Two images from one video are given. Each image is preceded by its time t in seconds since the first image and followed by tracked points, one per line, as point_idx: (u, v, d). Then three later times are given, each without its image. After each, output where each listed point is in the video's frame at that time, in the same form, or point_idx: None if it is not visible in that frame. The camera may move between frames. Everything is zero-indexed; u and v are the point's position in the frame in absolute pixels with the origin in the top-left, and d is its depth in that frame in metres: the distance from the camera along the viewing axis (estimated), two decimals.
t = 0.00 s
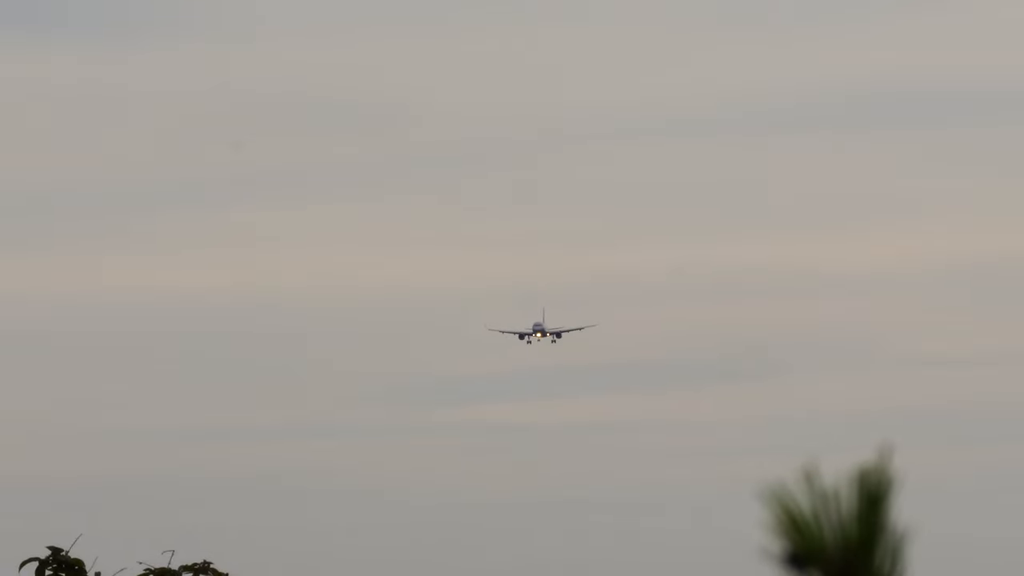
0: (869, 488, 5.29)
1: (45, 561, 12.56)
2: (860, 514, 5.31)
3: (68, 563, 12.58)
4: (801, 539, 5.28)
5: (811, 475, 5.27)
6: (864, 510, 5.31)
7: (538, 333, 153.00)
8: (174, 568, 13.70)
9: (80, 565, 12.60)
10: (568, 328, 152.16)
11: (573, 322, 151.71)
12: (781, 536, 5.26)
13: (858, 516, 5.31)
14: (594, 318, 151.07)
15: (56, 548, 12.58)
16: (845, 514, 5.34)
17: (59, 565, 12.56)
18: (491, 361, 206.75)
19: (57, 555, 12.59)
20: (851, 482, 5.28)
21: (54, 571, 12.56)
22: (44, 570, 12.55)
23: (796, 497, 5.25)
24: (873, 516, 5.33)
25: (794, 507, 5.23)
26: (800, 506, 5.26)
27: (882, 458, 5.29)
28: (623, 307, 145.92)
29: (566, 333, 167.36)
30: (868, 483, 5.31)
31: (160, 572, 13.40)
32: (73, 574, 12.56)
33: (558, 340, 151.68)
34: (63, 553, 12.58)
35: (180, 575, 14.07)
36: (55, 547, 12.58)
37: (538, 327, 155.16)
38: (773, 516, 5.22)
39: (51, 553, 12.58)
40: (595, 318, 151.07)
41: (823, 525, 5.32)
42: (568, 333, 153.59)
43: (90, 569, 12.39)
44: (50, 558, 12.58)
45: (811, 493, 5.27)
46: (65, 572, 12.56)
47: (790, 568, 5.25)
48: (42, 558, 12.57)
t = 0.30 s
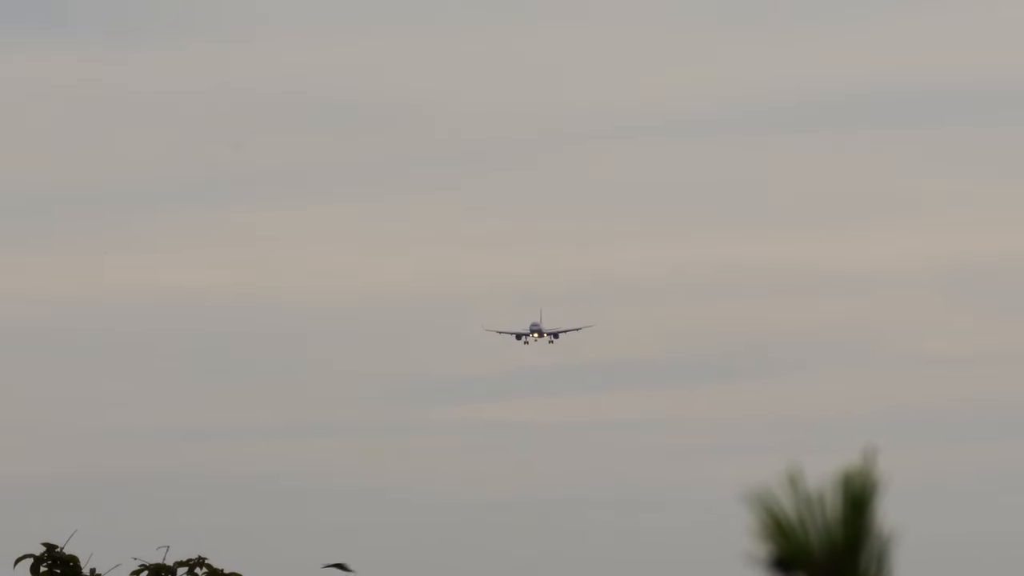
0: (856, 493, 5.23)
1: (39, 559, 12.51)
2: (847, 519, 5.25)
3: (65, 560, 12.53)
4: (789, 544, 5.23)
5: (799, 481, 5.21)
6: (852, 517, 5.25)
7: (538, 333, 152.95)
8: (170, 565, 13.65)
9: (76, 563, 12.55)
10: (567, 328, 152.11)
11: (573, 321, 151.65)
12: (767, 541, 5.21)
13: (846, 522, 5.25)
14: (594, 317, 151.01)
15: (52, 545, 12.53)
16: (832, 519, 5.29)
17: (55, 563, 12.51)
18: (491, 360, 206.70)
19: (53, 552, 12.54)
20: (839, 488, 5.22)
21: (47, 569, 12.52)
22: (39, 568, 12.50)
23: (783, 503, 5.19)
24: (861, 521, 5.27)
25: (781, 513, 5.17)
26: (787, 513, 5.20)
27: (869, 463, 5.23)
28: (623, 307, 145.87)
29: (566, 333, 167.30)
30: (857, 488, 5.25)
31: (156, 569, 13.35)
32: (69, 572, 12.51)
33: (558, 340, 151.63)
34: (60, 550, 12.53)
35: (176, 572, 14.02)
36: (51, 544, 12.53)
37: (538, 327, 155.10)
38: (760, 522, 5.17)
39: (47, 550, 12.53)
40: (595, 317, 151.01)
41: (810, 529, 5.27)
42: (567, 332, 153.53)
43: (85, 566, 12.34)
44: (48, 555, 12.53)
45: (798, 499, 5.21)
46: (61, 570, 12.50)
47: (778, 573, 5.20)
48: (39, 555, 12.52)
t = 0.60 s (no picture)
0: (873, 483, 5.20)
1: (38, 559, 12.48)
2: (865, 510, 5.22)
3: (64, 560, 12.49)
4: (807, 534, 5.19)
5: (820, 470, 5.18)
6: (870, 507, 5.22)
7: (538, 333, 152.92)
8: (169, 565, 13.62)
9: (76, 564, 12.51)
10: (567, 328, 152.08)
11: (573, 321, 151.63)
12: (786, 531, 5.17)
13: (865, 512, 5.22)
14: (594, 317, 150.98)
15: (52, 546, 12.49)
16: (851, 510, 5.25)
17: (54, 564, 12.47)
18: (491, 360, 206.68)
19: (53, 553, 12.51)
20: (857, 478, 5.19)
21: (47, 569, 12.48)
22: (39, 569, 12.46)
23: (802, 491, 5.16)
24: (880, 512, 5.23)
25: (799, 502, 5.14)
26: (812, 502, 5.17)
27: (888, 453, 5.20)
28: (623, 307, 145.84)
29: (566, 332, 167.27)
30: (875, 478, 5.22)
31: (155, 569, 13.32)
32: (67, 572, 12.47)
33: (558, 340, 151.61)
34: (59, 551, 12.49)
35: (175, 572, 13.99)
36: (50, 544, 12.49)
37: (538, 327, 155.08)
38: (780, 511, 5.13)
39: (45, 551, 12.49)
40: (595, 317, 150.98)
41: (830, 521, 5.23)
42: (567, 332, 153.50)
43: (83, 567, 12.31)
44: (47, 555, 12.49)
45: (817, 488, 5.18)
46: (61, 570, 12.47)
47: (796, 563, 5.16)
48: (37, 556, 12.48)
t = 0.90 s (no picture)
0: (870, 484, 5.25)
1: (39, 560, 12.52)
2: (861, 509, 5.26)
3: (65, 560, 12.55)
4: (802, 534, 5.24)
5: (815, 469, 5.23)
6: (866, 506, 5.26)
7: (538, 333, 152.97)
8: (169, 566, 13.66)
9: (76, 564, 12.56)
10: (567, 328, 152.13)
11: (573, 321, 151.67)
12: (782, 529, 5.22)
13: (860, 512, 5.26)
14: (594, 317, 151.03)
15: (52, 547, 12.54)
16: (847, 510, 5.30)
17: (54, 565, 12.52)
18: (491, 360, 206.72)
19: (52, 553, 12.56)
20: (852, 479, 5.24)
21: (48, 569, 12.53)
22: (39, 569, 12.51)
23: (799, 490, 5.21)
24: (876, 512, 5.27)
25: (795, 501, 5.19)
26: (805, 500, 5.22)
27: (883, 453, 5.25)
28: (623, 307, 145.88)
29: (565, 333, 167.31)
30: (871, 478, 5.27)
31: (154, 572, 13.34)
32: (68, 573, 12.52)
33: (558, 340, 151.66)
34: (60, 552, 12.54)
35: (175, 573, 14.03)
36: (51, 545, 12.54)
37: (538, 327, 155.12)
38: (775, 510, 5.19)
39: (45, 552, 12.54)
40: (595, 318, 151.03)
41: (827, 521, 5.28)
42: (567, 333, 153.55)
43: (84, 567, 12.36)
44: (48, 556, 12.53)
45: (813, 488, 5.23)
46: (62, 571, 12.51)
47: (791, 562, 5.22)
48: (38, 556, 12.53)
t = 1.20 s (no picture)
0: (866, 485, 5.26)
1: (39, 561, 12.54)
2: (858, 510, 5.28)
3: (65, 560, 12.57)
4: (799, 533, 5.26)
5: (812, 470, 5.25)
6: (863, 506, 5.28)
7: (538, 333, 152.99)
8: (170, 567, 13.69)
9: (77, 564, 12.58)
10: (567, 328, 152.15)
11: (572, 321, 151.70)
12: (778, 529, 5.25)
13: (857, 512, 5.28)
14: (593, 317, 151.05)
15: (52, 547, 12.56)
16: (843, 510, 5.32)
17: (55, 564, 12.54)
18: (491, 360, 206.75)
19: (52, 554, 12.58)
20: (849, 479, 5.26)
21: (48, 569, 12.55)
22: (40, 569, 12.54)
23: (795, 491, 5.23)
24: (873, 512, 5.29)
25: (792, 501, 5.21)
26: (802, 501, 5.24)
27: (880, 454, 5.26)
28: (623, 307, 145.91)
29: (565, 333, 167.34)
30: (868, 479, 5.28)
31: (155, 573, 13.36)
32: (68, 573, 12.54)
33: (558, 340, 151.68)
34: (60, 551, 12.56)
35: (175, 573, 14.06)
36: (51, 544, 12.56)
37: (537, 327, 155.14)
38: (772, 510, 5.21)
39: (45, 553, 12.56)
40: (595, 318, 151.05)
41: (823, 522, 5.30)
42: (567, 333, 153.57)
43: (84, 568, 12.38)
44: (48, 556, 12.56)
45: (809, 488, 5.25)
46: (63, 570, 12.53)
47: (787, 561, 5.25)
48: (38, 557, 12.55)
